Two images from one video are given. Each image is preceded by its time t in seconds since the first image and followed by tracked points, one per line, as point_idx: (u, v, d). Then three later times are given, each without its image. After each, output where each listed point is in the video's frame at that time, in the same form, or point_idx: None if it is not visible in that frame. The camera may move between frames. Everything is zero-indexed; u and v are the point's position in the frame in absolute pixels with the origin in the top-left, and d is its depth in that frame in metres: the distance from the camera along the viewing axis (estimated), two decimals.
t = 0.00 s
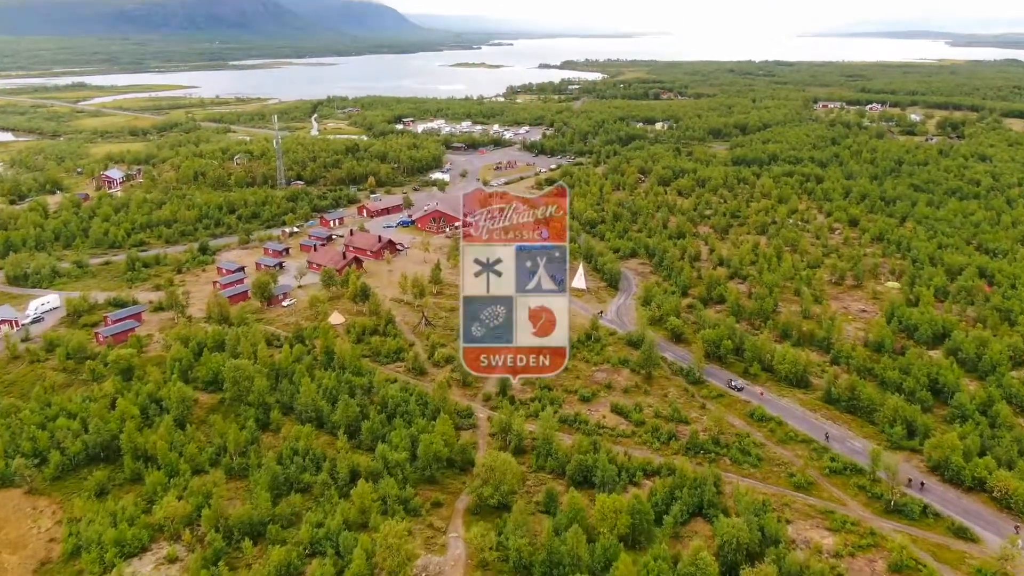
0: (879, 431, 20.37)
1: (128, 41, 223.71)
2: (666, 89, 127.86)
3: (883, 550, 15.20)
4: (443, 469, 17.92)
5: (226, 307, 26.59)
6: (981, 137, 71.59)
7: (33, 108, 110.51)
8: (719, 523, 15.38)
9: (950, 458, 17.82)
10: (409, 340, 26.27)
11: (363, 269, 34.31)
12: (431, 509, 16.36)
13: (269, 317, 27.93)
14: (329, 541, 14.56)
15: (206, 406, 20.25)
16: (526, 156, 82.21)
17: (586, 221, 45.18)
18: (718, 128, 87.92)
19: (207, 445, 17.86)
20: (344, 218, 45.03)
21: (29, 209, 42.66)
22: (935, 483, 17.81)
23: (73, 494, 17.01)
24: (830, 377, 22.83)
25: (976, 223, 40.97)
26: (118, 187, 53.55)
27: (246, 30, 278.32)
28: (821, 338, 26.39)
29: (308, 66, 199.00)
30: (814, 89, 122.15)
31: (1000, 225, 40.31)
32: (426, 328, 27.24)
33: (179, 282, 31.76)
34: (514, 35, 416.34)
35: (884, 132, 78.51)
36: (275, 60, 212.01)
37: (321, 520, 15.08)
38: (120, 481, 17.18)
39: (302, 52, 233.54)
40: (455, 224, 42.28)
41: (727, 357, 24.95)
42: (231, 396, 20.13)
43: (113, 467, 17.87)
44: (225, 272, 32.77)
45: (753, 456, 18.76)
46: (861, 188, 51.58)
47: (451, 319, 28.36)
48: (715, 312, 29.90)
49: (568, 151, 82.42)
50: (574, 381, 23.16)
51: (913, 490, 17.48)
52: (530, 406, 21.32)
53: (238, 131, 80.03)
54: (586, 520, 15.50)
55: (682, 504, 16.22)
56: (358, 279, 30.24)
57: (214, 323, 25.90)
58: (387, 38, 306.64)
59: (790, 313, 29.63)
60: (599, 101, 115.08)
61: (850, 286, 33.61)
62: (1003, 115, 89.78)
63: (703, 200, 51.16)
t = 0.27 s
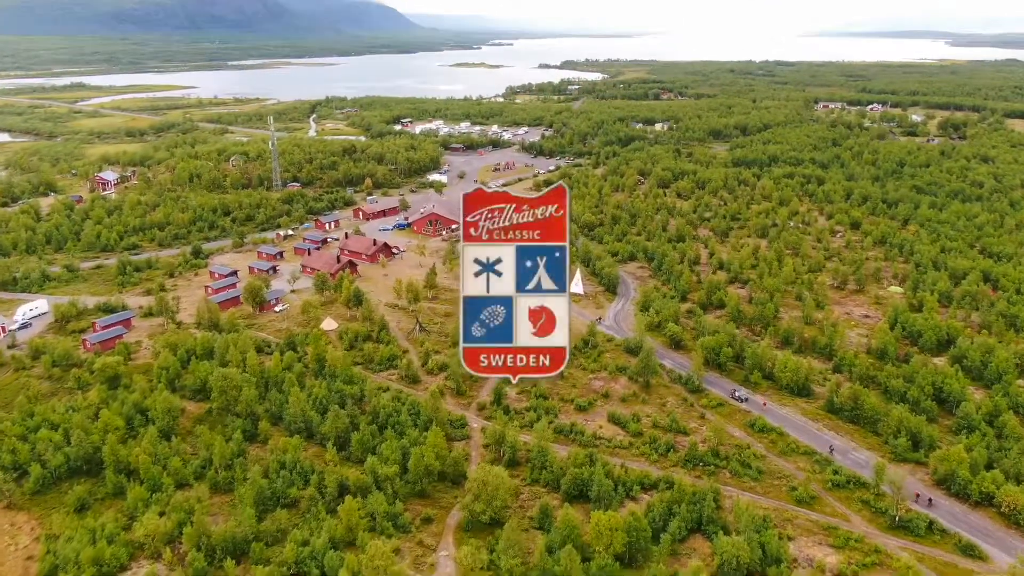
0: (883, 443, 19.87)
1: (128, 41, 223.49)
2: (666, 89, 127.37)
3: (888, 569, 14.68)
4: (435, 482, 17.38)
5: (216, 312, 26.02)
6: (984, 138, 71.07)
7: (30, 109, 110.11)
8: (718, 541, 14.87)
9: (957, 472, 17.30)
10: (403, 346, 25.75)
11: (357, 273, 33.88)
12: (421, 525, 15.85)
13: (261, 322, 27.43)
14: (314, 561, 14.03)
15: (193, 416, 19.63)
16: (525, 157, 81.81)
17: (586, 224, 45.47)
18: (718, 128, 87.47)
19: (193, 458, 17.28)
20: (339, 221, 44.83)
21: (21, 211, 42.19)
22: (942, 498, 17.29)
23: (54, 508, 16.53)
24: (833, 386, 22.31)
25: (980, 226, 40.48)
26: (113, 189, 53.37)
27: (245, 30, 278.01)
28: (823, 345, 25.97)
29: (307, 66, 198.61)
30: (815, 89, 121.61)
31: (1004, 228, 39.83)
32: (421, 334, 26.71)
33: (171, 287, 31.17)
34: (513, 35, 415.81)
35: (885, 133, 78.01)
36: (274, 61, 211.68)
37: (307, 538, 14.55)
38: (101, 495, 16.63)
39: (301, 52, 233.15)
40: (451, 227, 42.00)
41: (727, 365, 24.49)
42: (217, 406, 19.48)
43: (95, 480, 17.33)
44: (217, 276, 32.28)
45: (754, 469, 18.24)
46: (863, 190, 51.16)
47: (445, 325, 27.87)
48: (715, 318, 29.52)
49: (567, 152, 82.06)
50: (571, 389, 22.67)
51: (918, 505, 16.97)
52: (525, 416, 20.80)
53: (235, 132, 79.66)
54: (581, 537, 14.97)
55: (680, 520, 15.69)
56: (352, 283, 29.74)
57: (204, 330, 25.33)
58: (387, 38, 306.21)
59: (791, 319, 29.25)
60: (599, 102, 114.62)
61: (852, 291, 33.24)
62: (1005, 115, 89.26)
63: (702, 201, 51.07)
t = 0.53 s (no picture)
0: (885, 454, 19.42)
1: (126, 41, 223.12)
2: (666, 89, 126.92)
3: None
4: (425, 496, 16.87)
5: (206, 318, 25.44)
6: (986, 138, 70.59)
7: (27, 109, 109.70)
8: (716, 559, 14.37)
9: (962, 485, 16.81)
10: (395, 353, 25.29)
11: (351, 278, 33.46)
12: (409, 542, 15.36)
13: (252, 328, 26.94)
14: None
15: (178, 426, 19.01)
16: (523, 158, 81.40)
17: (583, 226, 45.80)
18: (718, 129, 87.05)
19: (175, 472, 16.72)
20: (334, 223, 44.59)
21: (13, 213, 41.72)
22: (945, 512, 16.83)
23: (31, 523, 16.00)
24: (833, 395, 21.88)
25: (983, 228, 40.02)
26: (106, 190, 53.17)
27: (245, 30, 277.60)
28: (824, 352, 25.58)
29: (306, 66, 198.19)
30: (816, 89, 121.09)
31: (1007, 230, 39.36)
32: (414, 340, 26.23)
33: (161, 291, 30.59)
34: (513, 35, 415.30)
35: (886, 133, 77.54)
36: (273, 61, 211.30)
37: (290, 556, 14.04)
38: (81, 510, 16.08)
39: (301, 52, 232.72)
40: (447, 230, 41.62)
41: (726, 372, 24.06)
42: (202, 416, 18.86)
43: (75, 494, 16.78)
44: (209, 280, 31.79)
45: (752, 482, 17.77)
46: (864, 191, 50.71)
47: (439, 331, 27.39)
48: (714, 325, 29.12)
49: (565, 153, 81.66)
50: (566, 398, 22.18)
51: (921, 520, 16.51)
52: (519, 426, 20.31)
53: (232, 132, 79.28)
54: (574, 555, 14.47)
55: (676, 537, 15.20)
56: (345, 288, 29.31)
57: (193, 336, 24.73)
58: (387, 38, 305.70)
59: (791, 324, 28.89)
60: (599, 102, 114.16)
61: (853, 295, 32.86)
62: (1007, 116, 88.73)
63: (702, 204, 50.90)
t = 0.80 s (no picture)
0: (888, 466, 18.92)
1: (127, 41, 223.13)
2: (667, 89, 126.36)
3: None
4: (414, 511, 16.34)
5: (196, 324, 24.77)
6: (989, 139, 69.98)
7: (26, 109, 109.54)
8: None
9: (967, 500, 16.33)
10: (388, 359, 24.83)
11: (345, 282, 33.14)
12: (395, 559, 14.83)
13: (243, 334, 26.48)
14: None
15: (163, 436, 18.32)
16: (523, 159, 80.99)
17: (581, 229, 46.10)
18: (719, 130, 86.58)
19: (158, 485, 16.05)
20: (330, 225, 44.43)
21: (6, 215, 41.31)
22: (950, 528, 16.33)
23: (7, 539, 15.32)
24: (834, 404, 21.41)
25: (987, 231, 39.49)
26: (101, 192, 52.91)
27: (246, 30, 277.31)
28: (825, 360, 25.14)
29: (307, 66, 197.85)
30: (818, 89, 120.44)
31: (1012, 233, 38.82)
32: (407, 347, 25.78)
33: (152, 296, 30.07)
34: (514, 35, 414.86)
35: (889, 134, 76.96)
36: (274, 61, 210.99)
37: None
38: (60, 526, 15.44)
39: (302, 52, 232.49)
40: (444, 232, 41.29)
41: (724, 380, 23.62)
42: (188, 425, 18.17)
43: (54, 509, 16.09)
44: (201, 284, 31.34)
45: (751, 496, 17.28)
46: (866, 193, 50.18)
47: (433, 337, 26.94)
48: (713, 331, 28.69)
49: (565, 154, 81.24)
50: (561, 407, 21.71)
51: (924, 536, 16.03)
52: (512, 435, 19.82)
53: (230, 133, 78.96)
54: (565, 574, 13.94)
55: (672, 555, 14.67)
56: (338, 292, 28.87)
57: (181, 343, 24.01)
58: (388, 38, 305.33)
59: (791, 330, 28.53)
60: (599, 102, 113.68)
61: (854, 300, 32.39)
62: (1010, 116, 88.05)
63: (702, 206, 50.75)
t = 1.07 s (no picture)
0: (891, 480, 18.42)
1: (130, 40, 223.27)
2: (670, 90, 125.72)
3: None
4: (403, 526, 15.74)
5: (186, 329, 23.96)
6: (994, 140, 69.26)
7: (27, 109, 109.38)
8: None
9: (972, 516, 15.82)
10: (381, 366, 24.42)
11: (340, 286, 32.85)
12: None
13: (235, 339, 26.05)
14: None
15: (148, 446, 17.53)
16: (524, 160, 80.55)
17: (581, 231, 45.71)
18: (721, 131, 86.04)
19: (142, 498, 15.28)
20: (327, 227, 44.71)
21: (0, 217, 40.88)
22: (954, 545, 15.83)
23: None
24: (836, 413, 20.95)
25: (992, 235, 38.92)
26: (97, 194, 52.82)
27: (248, 29, 277.35)
28: (827, 367, 24.66)
29: (309, 66, 197.63)
30: (821, 89, 119.74)
31: (1018, 236, 38.25)
32: (401, 353, 25.37)
33: (143, 300, 29.54)
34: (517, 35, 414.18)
35: (893, 135, 76.30)
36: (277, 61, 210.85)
37: None
38: (38, 541, 14.57)
39: (304, 51, 232.53)
40: (442, 235, 41.11)
41: (723, 389, 23.13)
42: (173, 435, 17.38)
43: (32, 523, 15.18)
44: (194, 288, 30.92)
45: (749, 510, 16.81)
46: (869, 195, 49.63)
47: (427, 343, 26.54)
48: (712, 338, 28.25)
49: (566, 155, 80.79)
50: (557, 417, 21.21)
51: (928, 553, 15.56)
52: (505, 446, 19.31)
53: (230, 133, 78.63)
54: None
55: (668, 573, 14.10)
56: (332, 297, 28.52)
57: (171, 349, 23.19)
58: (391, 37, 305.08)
59: (793, 337, 28.11)
60: (601, 102, 113.16)
61: (857, 305, 31.89)
62: (1016, 117, 87.21)
63: (703, 208, 50.53)
